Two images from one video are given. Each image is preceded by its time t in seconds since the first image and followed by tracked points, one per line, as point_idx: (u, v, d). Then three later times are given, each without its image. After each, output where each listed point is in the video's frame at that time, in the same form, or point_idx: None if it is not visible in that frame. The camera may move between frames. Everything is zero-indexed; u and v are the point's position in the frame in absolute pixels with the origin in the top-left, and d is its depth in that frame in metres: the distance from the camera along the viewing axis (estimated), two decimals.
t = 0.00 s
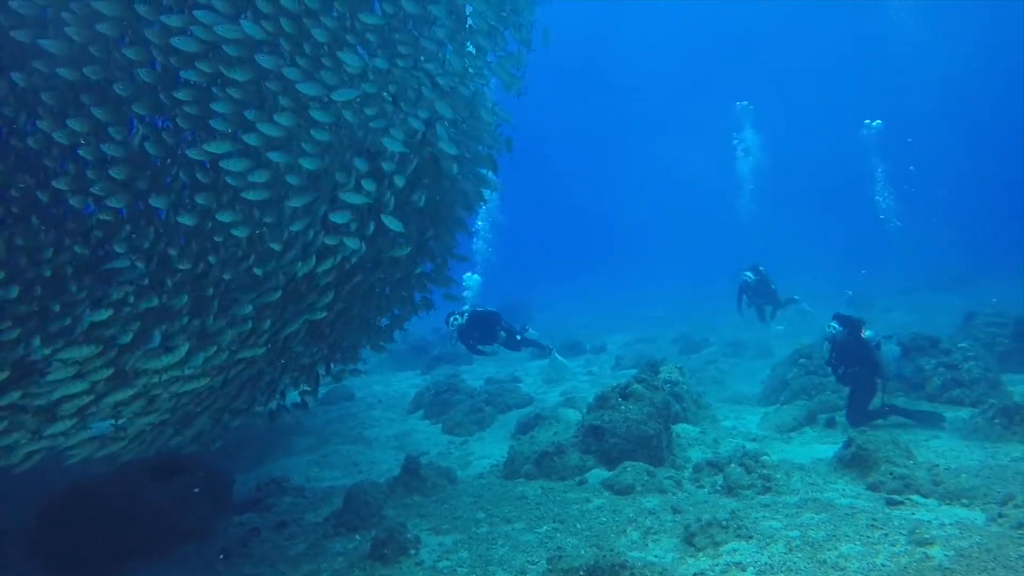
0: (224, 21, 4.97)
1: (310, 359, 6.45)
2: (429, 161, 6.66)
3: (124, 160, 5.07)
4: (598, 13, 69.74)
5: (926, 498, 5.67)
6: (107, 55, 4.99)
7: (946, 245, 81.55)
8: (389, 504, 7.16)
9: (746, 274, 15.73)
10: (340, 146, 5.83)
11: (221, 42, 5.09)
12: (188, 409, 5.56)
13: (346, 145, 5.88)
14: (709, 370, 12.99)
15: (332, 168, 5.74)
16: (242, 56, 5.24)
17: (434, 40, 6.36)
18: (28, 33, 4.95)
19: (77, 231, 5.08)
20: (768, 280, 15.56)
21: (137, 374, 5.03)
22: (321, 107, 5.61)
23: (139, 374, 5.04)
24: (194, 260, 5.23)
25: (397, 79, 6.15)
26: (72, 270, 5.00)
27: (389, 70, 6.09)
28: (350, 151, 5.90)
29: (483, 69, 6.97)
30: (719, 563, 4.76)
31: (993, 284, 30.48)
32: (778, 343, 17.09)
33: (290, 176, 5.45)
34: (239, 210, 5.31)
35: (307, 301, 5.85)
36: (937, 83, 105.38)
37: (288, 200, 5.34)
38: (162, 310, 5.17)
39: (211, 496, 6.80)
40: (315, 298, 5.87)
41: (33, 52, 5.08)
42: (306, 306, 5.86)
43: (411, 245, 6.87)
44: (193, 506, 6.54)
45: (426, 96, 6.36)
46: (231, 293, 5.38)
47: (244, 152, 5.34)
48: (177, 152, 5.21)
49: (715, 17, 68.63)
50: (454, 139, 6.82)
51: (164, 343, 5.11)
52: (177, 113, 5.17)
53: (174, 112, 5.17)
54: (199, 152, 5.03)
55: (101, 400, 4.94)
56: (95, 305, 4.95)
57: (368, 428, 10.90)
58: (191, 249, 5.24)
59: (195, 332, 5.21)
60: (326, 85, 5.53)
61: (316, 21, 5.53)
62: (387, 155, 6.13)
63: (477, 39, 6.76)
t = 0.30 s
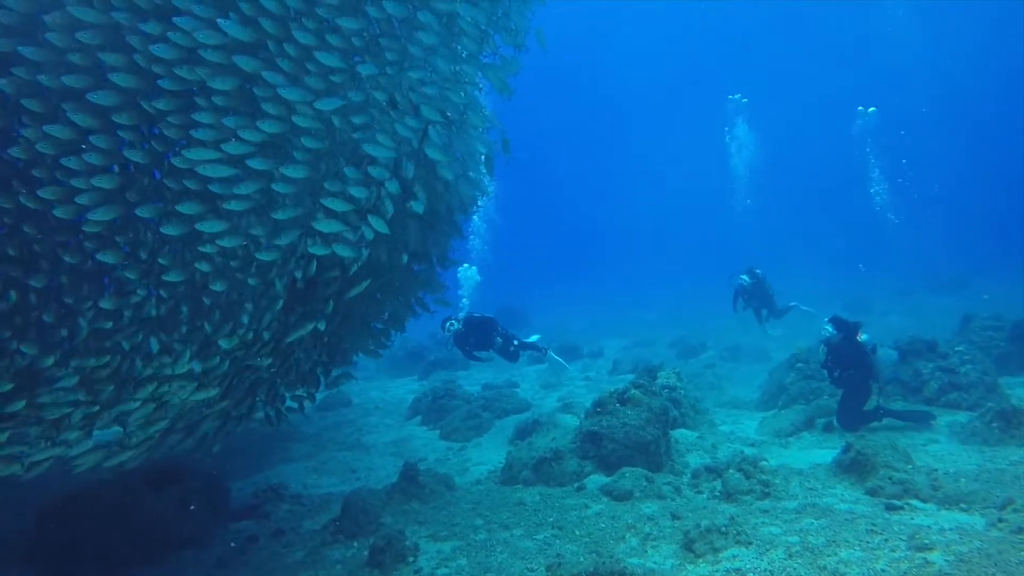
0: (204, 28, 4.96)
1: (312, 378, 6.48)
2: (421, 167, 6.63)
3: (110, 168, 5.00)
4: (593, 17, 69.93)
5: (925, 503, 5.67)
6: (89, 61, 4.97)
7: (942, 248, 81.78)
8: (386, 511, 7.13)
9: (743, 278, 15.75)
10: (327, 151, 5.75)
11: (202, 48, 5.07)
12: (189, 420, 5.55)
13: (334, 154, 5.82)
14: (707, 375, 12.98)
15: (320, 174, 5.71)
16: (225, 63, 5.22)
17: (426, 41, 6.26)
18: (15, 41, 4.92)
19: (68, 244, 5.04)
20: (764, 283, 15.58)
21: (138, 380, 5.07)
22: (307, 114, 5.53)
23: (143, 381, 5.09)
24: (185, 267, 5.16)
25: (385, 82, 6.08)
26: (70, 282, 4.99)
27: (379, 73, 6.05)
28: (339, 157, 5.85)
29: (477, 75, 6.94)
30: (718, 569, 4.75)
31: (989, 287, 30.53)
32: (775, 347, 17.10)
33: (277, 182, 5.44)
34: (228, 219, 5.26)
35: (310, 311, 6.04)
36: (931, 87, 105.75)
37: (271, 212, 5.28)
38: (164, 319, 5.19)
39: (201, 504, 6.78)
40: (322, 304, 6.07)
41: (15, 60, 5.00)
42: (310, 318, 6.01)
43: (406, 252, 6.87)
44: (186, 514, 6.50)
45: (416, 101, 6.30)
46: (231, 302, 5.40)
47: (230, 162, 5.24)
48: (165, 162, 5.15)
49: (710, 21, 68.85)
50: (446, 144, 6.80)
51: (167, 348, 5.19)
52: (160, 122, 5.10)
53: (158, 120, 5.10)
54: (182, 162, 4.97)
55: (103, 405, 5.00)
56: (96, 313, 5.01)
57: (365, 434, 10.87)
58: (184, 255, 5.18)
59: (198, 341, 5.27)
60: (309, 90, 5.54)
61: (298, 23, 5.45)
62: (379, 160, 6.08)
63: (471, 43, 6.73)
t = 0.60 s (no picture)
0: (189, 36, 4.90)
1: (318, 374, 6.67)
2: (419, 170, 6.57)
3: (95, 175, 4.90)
4: (592, 18, 70.10)
5: (928, 507, 5.66)
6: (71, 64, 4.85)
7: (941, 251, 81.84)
8: (387, 515, 7.10)
9: (743, 280, 15.75)
10: (318, 155, 5.64)
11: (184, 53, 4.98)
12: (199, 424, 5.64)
13: (327, 158, 5.72)
14: (707, 378, 12.96)
15: (313, 178, 5.62)
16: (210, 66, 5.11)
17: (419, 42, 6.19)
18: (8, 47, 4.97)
19: (57, 249, 4.93)
20: (765, 286, 15.58)
21: (144, 389, 5.20)
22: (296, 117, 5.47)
23: (149, 393, 5.23)
24: (176, 279, 5.08)
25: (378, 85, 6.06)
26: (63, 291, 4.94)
27: (372, 74, 6.00)
28: (330, 162, 5.73)
29: (476, 77, 6.90)
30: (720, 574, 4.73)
31: (990, 289, 30.52)
32: (775, 350, 17.09)
33: (265, 187, 5.38)
34: (215, 228, 5.17)
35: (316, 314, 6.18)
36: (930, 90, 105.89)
37: (254, 221, 5.20)
38: (162, 331, 5.14)
39: (203, 505, 6.79)
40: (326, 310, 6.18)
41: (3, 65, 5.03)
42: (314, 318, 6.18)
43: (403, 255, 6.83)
44: (186, 517, 6.50)
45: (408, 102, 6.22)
46: (228, 309, 5.33)
47: (216, 168, 5.15)
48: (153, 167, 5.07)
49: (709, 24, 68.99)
50: (442, 147, 6.76)
51: (163, 358, 5.18)
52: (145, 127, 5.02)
53: (143, 125, 5.02)
54: (166, 171, 4.89)
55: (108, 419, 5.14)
56: (94, 326, 4.99)
57: (366, 438, 10.85)
58: (177, 266, 5.11)
59: (197, 347, 5.26)
60: (297, 92, 5.49)
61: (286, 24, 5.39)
62: (370, 162, 5.99)
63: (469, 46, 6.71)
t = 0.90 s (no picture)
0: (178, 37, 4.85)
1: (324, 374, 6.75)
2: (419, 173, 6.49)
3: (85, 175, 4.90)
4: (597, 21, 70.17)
5: (934, 515, 5.63)
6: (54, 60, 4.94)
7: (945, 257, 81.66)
8: (390, 518, 7.08)
9: (747, 284, 15.72)
10: (312, 157, 5.57)
11: (173, 54, 4.94)
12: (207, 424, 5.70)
13: (324, 160, 5.66)
14: (710, 383, 12.93)
15: (309, 179, 5.58)
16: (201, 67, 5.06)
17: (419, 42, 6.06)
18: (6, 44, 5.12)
19: (51, 252, 4.89)
20: (769, 290, 15.55)
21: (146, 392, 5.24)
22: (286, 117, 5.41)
23: (151, 394, 5.28)
24: (172, 281, 5.01)
25: (379, 88, 5.92)
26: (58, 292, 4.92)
27: (370, 76, 5.87)
28: (324, 163, 5.66)
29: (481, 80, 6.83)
30: None
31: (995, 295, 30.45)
32: (779, 355, 17.04)
33: (258, 189, 5.34)
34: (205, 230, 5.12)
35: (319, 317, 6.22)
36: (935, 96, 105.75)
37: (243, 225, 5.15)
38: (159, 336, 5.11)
39: (205, 506, 6.79)
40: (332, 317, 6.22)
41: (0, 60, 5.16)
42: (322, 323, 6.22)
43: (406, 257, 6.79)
44: (188, 519, 6.50)
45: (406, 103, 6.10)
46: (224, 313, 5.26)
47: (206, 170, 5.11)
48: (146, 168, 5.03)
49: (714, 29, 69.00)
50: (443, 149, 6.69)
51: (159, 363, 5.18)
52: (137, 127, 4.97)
53: (133, 126, 4.96)
54: (152, 175, 4.88)
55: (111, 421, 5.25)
56: (89, 330, 4.99)
57: (368, 441, 10.83)
58: (175, 268, 5.04)
59: (197, 352, 5.22)
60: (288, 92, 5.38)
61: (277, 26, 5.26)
62: (368, 165, 5.93)
63: (472, 48, 6.64)
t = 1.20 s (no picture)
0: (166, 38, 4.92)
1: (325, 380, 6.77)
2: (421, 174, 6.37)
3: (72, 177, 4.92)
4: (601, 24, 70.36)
5: (940, 522, 5.61)
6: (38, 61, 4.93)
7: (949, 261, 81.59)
8: (392, 522, 7.07)
9: (752, 287, 15.68)
10: (306, 161, 5.53)
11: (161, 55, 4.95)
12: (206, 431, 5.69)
13: (320, 164, 5.62)
14: (714, 387, 12.91)
15: (303, 179, 5.56)
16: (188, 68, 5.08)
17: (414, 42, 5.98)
18: None
19: (36, 255, 4.88)
20: (773, 293, 15.53)
21: (144, 398, 5.23)
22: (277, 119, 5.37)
23: (149, 400, 5.27)
24: (164, 285, 5.03)
25: (375, 90, 5.84)
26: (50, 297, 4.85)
27: (363, 77, 5.78)
28: (321, 167, 5.63)
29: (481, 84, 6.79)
30: None
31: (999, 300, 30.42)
32: (782, 359, 17.02)
33: (250, 192, 5.33)
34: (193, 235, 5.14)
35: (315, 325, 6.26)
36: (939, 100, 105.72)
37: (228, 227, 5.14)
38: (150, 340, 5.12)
39: (206, 509, 6.79)
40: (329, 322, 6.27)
41: None
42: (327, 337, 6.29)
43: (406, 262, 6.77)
44: (190, 523, 6.52)
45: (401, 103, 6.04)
46: (217, 320, 5.19)
47: (196, 172, 5.08)
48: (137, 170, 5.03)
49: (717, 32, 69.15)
50: (439, 149, 6.65)
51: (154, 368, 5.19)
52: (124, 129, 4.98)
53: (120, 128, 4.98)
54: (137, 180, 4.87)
55: (109, 429, 5.20)
56: (85, 334, 4.92)
57: (371, 444, 10.82)
58: (167, 272, 5.05)
59: (195, 360, 5.20)
60: (274, 88, 5.36)
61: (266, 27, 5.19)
62: (368, 168, 5.86)
63: (473, 51, 6.60)
